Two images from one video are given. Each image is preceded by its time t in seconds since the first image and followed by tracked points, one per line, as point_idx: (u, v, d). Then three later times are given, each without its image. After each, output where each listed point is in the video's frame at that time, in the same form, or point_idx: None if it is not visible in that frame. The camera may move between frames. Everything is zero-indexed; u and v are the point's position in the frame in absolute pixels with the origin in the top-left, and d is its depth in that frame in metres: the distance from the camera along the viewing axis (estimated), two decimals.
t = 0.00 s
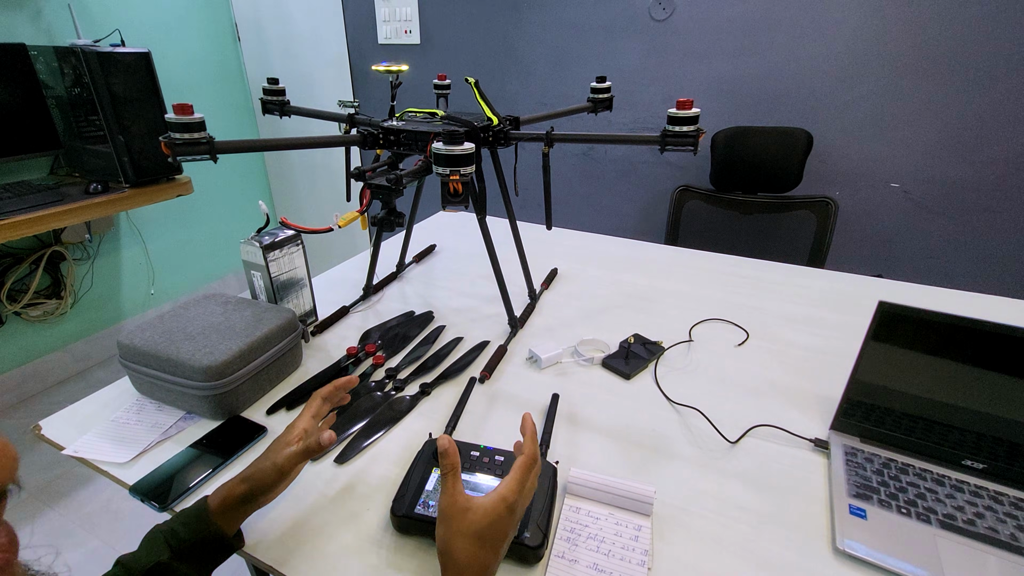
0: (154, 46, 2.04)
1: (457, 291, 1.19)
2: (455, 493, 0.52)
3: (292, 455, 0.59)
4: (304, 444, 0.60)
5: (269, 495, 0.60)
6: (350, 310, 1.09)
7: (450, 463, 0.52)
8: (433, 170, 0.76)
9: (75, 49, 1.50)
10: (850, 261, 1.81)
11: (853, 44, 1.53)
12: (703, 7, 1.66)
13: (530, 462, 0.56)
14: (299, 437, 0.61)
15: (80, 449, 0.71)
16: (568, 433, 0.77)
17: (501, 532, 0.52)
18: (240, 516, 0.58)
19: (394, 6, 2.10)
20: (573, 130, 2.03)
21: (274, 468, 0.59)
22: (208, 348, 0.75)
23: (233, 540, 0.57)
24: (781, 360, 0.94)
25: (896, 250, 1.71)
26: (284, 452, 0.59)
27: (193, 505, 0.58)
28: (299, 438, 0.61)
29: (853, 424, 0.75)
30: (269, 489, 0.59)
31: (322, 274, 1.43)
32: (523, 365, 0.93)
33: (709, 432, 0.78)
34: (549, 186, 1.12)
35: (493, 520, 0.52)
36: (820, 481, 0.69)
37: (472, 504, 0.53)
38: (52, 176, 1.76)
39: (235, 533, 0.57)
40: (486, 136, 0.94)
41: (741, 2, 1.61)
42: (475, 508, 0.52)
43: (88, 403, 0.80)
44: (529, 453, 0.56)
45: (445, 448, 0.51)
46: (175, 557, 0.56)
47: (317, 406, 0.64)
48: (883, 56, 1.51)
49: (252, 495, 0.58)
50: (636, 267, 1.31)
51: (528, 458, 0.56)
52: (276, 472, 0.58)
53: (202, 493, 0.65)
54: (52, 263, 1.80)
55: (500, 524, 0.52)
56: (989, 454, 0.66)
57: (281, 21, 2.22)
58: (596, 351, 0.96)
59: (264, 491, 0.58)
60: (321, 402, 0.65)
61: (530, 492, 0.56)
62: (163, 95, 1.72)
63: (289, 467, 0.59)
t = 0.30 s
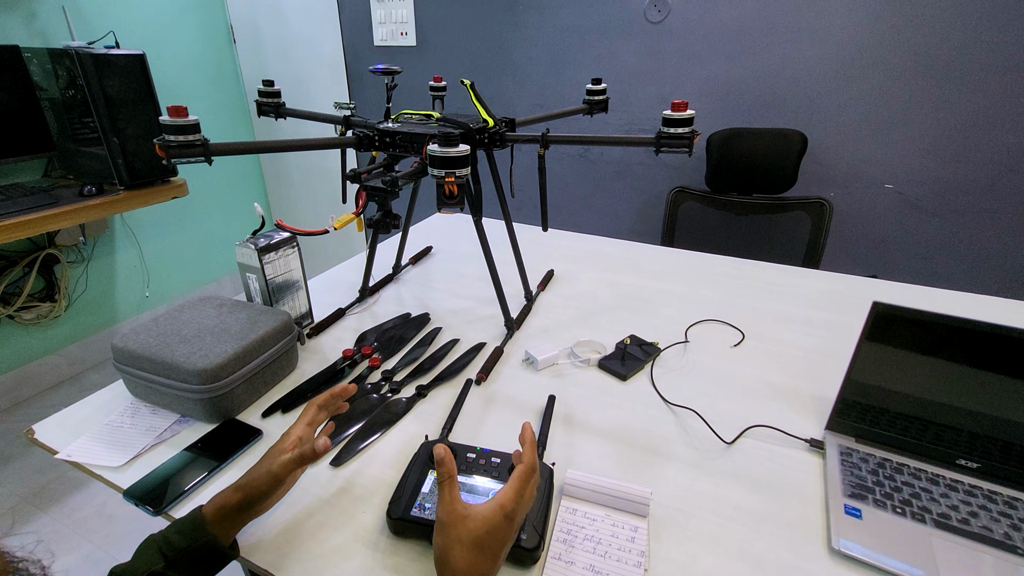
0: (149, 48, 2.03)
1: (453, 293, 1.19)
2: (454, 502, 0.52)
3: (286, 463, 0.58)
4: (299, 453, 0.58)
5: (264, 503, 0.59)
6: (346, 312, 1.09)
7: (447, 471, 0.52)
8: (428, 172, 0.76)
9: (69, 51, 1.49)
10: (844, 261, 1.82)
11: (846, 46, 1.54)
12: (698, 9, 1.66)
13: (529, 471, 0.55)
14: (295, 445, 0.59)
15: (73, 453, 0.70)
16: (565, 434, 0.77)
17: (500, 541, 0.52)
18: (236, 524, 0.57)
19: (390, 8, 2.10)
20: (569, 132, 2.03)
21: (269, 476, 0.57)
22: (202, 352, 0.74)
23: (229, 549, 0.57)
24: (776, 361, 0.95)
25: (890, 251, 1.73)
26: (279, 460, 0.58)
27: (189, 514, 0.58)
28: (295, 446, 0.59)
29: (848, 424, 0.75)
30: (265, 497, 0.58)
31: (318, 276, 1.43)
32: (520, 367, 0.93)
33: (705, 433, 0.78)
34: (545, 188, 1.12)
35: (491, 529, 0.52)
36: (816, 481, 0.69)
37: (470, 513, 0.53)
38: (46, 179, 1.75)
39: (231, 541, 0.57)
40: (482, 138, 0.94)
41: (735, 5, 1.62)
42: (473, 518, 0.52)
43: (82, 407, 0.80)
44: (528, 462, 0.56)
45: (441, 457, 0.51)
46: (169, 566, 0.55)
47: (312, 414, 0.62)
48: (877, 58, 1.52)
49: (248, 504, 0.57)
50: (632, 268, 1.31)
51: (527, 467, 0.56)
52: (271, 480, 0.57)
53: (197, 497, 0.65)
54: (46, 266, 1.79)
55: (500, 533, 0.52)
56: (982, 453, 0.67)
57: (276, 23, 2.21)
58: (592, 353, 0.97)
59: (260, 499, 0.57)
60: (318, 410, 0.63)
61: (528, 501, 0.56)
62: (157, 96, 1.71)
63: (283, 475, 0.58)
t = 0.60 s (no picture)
0: (142, 48, 2.02)
1: (448, 293, 1.19)
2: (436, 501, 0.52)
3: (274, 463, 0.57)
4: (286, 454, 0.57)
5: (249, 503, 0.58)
6: (340, 312, 1.08)
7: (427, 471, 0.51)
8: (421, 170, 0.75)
9: (60, 51, 1.48)
10: (838, 261, 1.83)
11: (839, 46, 1.55)
12: (692, 9, 1.67)
13: (512, 468, 0.55)
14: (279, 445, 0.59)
15: (62, 456, 0.69)
16: (560, 433, 0.77)
17: (485, 539, 0.52)
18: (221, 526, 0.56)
19: (385, 8, 2.10)
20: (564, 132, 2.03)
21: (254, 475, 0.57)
22: (194, 353, 0.74)
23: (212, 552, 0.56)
24: (771, 359, 0.95)
25: (884, 250, 1.73)
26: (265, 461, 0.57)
27: (170, 519, 0.57)
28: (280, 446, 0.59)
29: (842, 422, 0.75)
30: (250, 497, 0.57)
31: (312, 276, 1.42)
32: (514, 367, 0.92)
33: (700, 432, 0.78)
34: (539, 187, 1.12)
35: (474, 528, 0.51)
36: (810, 479, 0.69)
37: (452, 513, 0.52)
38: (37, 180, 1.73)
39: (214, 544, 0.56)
40: (476, 137, 0.94)
41: (729, 5, 1.62)
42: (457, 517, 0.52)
43: (71, 410, 0.79)
44: (510, 459, 0.55)
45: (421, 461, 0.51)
46: (150, 570, 0.54)
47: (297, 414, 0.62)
48: (870, 58, 1.53)
49: (234, 504, 0.56)
50: (627, 267, 1.31)
51: (509, 464, 0.55)
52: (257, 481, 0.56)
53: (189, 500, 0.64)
54: (37, 268, 1.77)
55: (486, 531, 0.52)
56: (976, 450, 0.67)
57: (270, 23, 2.21)
58: (587, 352, 0.97)
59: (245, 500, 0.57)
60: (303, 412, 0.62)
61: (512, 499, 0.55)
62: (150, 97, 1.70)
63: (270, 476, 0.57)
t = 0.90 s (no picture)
0: (135, 49, 2.01)
1: (443, 294, 1.19)
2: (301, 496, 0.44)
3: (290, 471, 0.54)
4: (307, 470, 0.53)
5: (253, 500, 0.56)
6: (335, 313, 1.08)
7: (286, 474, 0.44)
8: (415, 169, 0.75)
9: (51, 52, 1.47)
10: (832, 260, 1.84)
11: (832, 46, 1.56)
12: (685, 9, 1.67)
13: (334, 420, 0.41)
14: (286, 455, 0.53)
15: (53, 459, 0.68)
16: (556, 433, 0.76)
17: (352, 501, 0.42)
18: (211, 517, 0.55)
19: (379, 9, 2.10)
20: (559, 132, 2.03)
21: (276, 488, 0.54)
22: (187, 354, 0.73)
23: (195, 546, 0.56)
24: (766, 358, 0.95)
25: (878, 249, 1.74)
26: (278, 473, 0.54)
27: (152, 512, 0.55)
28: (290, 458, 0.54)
29: (837, 420, 0.75)
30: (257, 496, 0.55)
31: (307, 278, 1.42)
32: (510, 366, 0.92)
33: (695, 430, 0.78)
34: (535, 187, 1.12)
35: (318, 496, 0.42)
36: (806, 477, 0.70)
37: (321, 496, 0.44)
38: (29, 181, 1.72)
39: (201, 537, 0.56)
40: (470, 137, 0.94)
41: (723, 5, 1.63)
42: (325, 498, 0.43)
43: (63, 412, 0.78)
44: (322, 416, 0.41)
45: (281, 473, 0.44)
46: (133, 568, 0.54)
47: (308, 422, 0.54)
48: (863, 58, 1.54)
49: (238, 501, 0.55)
50: (622, 267, 1.31)
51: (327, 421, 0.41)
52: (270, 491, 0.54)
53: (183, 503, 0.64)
54: (30, 270, 1.76)
55: (357, 488, 0.42)
56: (969, 446, 0.67)
57: (264, 24, 2.20)
58: (583, 352, 0.96)
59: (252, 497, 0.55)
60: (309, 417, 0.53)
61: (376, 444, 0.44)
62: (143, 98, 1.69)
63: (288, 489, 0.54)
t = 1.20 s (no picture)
0: (127, 49, 2.00)
1: (439, 293, 1.18)
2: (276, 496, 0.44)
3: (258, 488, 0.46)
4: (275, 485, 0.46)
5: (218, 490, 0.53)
6: (331, 313, 1.07)
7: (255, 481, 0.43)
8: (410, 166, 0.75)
9: (43, 51, 1.46)
10: (828, 258, 1.84)
11: (827, 44, 1.56)
12: (680, 8, 1.67)
13: (312, 417, 0.41)
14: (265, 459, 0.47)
15: (44, 462, 0.68)
16: (553, 432, 0.76)
17: (343, 491, 0.44)
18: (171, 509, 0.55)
19: (374, 8, 2.09)
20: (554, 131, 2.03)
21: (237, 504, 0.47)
22: (180, 355, 0.72)
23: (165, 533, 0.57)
24: (763, 355, 0.95)
25: (873, 247, 1.75)
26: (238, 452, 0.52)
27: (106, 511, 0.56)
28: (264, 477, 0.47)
29: (834, 417, 0.75)
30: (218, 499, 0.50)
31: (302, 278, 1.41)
32: (506, 365, 0.92)
33: (693, 428, 0.77)
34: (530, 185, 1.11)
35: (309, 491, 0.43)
36: (804, 474, 0.69)
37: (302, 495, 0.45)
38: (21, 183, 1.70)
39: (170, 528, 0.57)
40: (465, 135, 0.93)
41: (717, 4, 1.63)
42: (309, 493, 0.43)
43: (54, 415, 0.77)
44: (296, 414, 0.41)
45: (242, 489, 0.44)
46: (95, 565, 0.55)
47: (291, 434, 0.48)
48: (857, 56, 1.54)
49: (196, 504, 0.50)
50: (619, 265, 1.31)
51: (304, 419, 0.41)
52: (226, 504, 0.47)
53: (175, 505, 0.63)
54: (21, 272, 1.74)
55: (342, 479, 0.44)
56: (966, 442, 0.67)
57: (258, 23, 2.19)
58: (580, 350, 0.96)
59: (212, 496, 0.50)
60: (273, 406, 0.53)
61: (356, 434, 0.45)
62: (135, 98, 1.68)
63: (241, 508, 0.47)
